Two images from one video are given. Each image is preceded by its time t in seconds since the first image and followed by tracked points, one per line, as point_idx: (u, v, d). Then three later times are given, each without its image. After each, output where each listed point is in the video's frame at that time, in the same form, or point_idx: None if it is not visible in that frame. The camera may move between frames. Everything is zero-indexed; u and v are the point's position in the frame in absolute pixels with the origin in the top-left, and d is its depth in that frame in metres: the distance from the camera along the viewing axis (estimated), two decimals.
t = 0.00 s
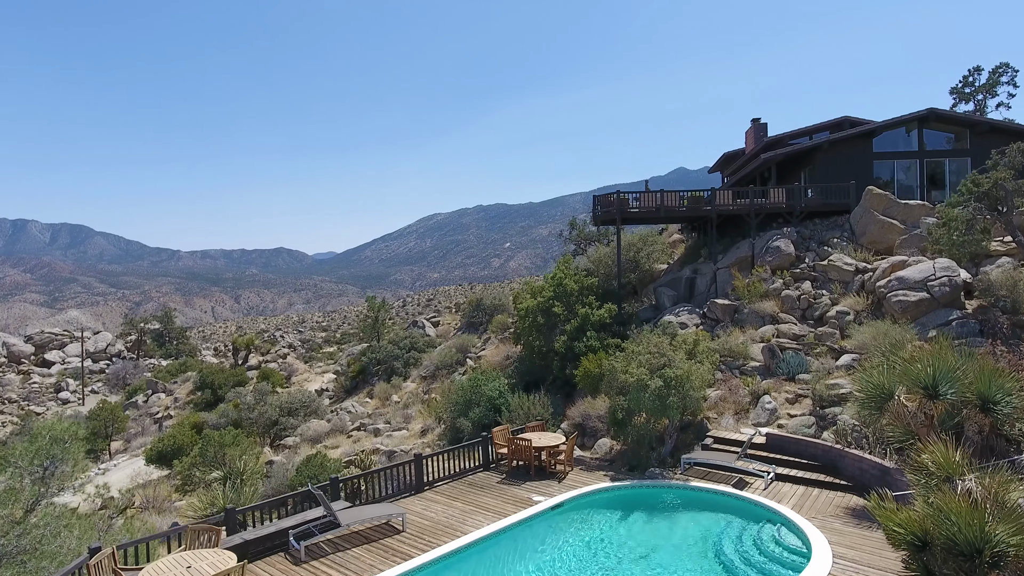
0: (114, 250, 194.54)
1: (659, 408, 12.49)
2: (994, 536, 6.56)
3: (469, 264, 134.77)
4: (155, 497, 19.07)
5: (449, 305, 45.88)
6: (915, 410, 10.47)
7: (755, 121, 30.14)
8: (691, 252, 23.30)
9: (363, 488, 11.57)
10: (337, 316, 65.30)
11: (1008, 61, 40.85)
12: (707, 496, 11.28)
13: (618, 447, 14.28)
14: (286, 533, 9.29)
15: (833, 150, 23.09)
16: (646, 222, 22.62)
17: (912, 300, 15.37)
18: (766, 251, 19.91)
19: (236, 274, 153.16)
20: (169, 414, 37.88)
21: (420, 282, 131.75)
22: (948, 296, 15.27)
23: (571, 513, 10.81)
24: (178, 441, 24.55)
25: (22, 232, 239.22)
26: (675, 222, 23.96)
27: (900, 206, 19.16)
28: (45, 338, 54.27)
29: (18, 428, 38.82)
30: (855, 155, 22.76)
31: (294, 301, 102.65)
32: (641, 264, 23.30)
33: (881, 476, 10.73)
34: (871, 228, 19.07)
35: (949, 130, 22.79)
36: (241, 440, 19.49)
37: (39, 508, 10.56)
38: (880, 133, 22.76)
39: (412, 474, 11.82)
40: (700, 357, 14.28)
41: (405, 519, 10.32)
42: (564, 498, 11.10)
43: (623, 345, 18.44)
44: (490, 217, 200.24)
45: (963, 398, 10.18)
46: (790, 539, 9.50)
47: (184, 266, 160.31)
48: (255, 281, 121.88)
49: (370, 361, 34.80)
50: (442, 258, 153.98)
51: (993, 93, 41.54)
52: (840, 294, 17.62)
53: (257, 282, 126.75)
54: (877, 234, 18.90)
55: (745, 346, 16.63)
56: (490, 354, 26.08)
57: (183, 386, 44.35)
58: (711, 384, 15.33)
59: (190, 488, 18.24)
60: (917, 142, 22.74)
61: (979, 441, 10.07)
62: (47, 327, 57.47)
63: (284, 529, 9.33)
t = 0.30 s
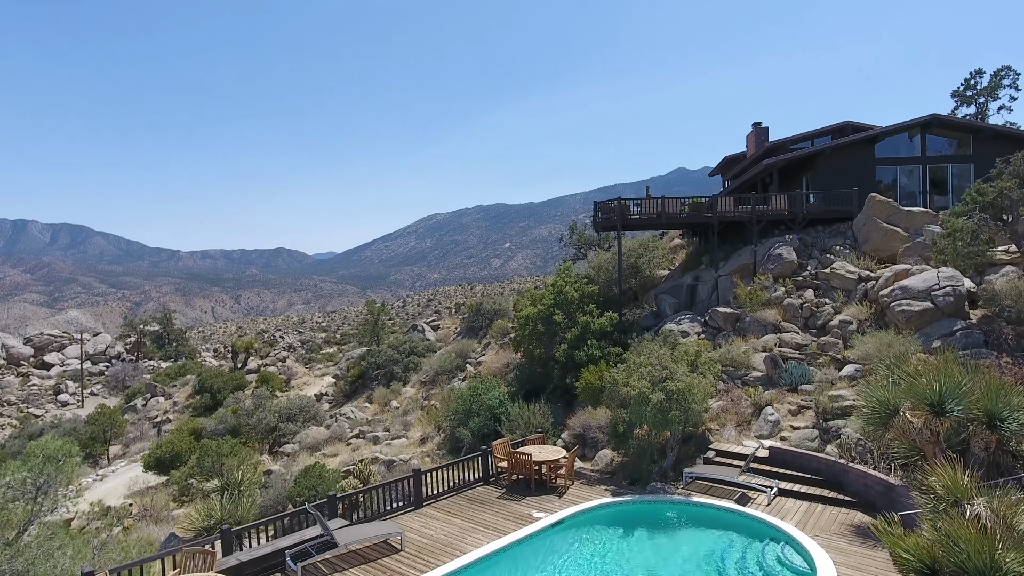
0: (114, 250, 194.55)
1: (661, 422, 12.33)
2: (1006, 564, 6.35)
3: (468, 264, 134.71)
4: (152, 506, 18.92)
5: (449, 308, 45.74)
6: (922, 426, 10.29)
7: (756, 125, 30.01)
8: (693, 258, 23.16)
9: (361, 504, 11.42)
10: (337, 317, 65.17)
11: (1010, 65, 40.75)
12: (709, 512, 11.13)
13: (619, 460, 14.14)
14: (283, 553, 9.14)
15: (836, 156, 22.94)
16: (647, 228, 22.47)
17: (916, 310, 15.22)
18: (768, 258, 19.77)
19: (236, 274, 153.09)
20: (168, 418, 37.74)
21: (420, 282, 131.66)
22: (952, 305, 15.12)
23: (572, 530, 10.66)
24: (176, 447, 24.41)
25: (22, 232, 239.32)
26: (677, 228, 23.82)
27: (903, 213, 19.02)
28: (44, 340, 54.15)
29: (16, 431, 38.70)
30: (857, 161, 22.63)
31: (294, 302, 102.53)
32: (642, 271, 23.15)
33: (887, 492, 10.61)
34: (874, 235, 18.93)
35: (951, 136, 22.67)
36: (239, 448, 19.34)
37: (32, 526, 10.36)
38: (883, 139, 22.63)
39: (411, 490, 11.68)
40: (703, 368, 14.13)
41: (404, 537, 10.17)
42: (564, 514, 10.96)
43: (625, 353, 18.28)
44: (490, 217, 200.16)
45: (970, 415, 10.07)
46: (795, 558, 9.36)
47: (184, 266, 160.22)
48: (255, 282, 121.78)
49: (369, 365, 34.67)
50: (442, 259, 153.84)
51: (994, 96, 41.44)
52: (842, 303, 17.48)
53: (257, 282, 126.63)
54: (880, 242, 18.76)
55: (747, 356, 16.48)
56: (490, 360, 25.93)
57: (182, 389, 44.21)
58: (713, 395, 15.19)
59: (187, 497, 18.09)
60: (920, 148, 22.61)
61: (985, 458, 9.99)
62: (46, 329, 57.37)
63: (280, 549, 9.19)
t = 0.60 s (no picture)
0: (114, 250, 194.43)
1: (663, 436, 12.17)
2: None
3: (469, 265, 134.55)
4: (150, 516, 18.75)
5: (449, 311, 45.57)
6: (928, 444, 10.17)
7: (758, 129, 29.90)
8: (694, 265, 23.00)
9: (359, 522, 11.28)
10: (337, 317, 64.95)
11: (1013, 68, 40.63)
12: (712, 529, 10.98)
13: (620, 473, 14.00)
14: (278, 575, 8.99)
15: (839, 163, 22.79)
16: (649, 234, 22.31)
17: (921, 320, 15.06)
18: (771, 266, 19.62)
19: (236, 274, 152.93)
20: (167, 422, 37.55)
21: (420, 282, 131.53)
22: (957, 316, 14.94)
23: (574, 548, 10.50)
24: (174, 454, 24.23)
25: (22, 232, 239.25)
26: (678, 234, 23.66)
27: (907, 221, 18.86)
28: (44, 342, 53.98)
29: (15, 435, 38.53)
30: (860, 167, 22.49)
31: (294, 302, 102.33)
32: (643, 277, 22.98)
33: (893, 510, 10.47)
34: (877, 243, 18.76)
35: (955, 142, 22.52)
36: (236, 457, 19.15)
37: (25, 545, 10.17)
38: (886, 145, 22.47)
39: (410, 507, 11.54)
40: (705, 381, 13.97)
41: (402, 556, 10.01)
42: (566, 532, 10.79)
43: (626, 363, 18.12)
44: (490, 217, 200.02)
45: (978, 434, 9.86)
46: None
47: (184, 266, 160.06)
48: (255, 282, 121.65)
49: (369, 369, 34.50)
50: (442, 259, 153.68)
51: (996, 99, 41.28)
52: (846, 312, 17.32)
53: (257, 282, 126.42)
54: (883, 250, 18.60)
55: (750, 366, 16.31)
56: (490, 366, 25.77)
57: (181, 393, 44.05)
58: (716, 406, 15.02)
59: (184, 507, 17.92)
60: (923, 154, 22.46)
61: (993, 477, 9.86)
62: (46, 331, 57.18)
63: (276, 570, 9.05)
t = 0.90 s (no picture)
0: (114, 250, 194.35)
1: (665, 452, 11.99)
2: None
3: (469, 265, 134.31)
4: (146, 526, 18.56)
5: (449, 314, 45.35)
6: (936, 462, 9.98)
7: (759, 134, 29.75)
8: (696, 272, 22.82)
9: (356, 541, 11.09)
10: (336, 318, 64.69)
11: (1015, 71, 40.48)
12: (716, 548, 10.80)
13: (621, 487, 13.83)
14: None
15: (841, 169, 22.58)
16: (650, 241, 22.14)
17: (926, 332, 14.88)
18: (773, 275, 19.44)
19: (236, 275, 152.76)
20: (165, 426, 37.38)
21: (420, 283, 131.38)
22: (963, 327, 14.75)
23: (575, 568, 10.32)
24: (172, 461, 24.06)
25: (22, 232, 239.13)
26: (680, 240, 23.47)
27: (910, 229, 18.70)
28: (43, 344, 53.81)
29: (13, 438, 38.35)
30: (863, 174, 22.31)
31: (294, 302, 102.12)
32: (644, 284, 22.80)
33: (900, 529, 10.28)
34: (881, 252, 18.60)
35: (958, 148, 22.36)
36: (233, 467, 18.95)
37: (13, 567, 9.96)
38: (889, 151, 22.30)
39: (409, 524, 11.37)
40: (709, 394, 13.78)
41: None
42: (567, 551, 10.61)
43: (628, 372, 17.94)
44: (490, 218, 199.85)
45: (986, 452, 9.67)
46: None
47: (184, 266, 159.90)
48: (256, 282, 121.48)
49: (368, 375, 34.33)
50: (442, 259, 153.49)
51: (998, 102, 41.10)
52: (849, 322, 17.14)
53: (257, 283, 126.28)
54: (887, 258, 18.43)
55: (753, 377, 16.11)
56: (490, 373, 25.58)
57: (180, 396, 43.85)
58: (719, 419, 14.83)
59: (181, 518, 17.75)
60: (927, 160, 22.29)
61: (1003, 496, 9.64)
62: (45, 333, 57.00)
63: None
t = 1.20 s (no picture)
0: (114, 249, 194.03)
1: (668, 469, 11.78)
2: None
3: (469, 265, 134.06)
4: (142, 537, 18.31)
5: (449, 317, 45.11)
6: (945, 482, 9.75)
7: (761, 138, 29.57)
8: (698, 279, 22.64)
9: (354, 560, 10.87)
10: (336, 319, 64.41)
11: (1018, 74, 40.27)
12: (720, 567, 10.59)
13: (622, 502, 13.66)
14: None
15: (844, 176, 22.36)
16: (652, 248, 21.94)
17: (932, 343, 14.68)
18: (776, 283, 19.25)
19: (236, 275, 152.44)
20: (163, 431, 37.12)
21: (420, 283, 131.10)
22: (969, 339, 14.53)
23: None
24: (169, 469, 23.81)
25: (21, 232, 238.80)
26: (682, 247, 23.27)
27: (915, 238, 18.49)
28: (42, 346, 53.51)
29: (11, 442, 38.10)
30: (867, 180, 22.11)
31: (294, 302, 101.87)
32: (646, 291, 22.60)
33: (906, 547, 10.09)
34: (885, 260, 18.39)
35: (963, 154, 22.19)
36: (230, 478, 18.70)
37: None
38: (893, 157, 22.10)
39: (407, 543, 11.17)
40: (713, 408, 13.57)
41: None
42: (568, 571, 10.40)
43: (630, 383, 17.73)
44: (490, 218, 199.65)
45: (997, 474, 9.43)
46: None
47: (184, 266, 159.58)
48: (257, 281, 121.31)
49: (367, 380, 34.09)
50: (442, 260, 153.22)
51: (1001, 105, 40.90)
52: (854, 332, 16.93)
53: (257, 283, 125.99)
54: (892, 267, 18.21)
55: (757, 389, 15.89)
56: (490, 380, 25.37)
57: (179, 400, 43.59)
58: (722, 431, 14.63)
59: (177, 530, 17.50)
60: (931, 167, 22.11)
61: (1013, 518, 9.28)
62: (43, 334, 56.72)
63: None
